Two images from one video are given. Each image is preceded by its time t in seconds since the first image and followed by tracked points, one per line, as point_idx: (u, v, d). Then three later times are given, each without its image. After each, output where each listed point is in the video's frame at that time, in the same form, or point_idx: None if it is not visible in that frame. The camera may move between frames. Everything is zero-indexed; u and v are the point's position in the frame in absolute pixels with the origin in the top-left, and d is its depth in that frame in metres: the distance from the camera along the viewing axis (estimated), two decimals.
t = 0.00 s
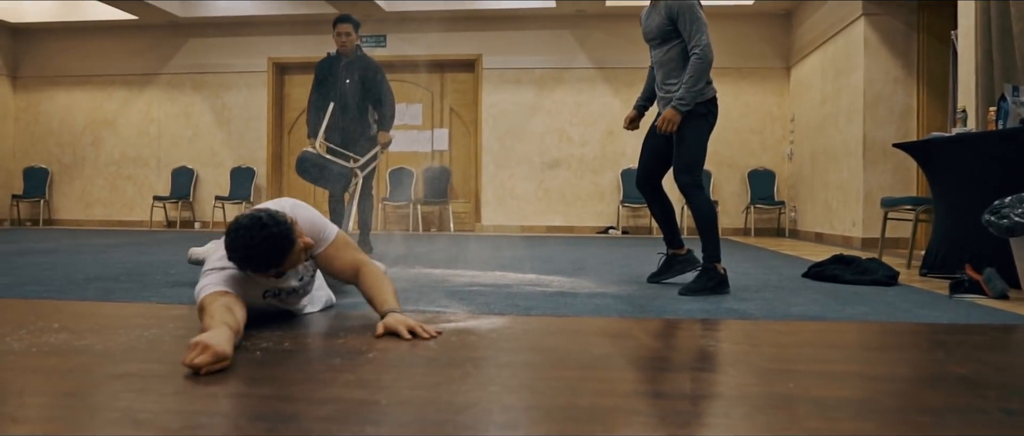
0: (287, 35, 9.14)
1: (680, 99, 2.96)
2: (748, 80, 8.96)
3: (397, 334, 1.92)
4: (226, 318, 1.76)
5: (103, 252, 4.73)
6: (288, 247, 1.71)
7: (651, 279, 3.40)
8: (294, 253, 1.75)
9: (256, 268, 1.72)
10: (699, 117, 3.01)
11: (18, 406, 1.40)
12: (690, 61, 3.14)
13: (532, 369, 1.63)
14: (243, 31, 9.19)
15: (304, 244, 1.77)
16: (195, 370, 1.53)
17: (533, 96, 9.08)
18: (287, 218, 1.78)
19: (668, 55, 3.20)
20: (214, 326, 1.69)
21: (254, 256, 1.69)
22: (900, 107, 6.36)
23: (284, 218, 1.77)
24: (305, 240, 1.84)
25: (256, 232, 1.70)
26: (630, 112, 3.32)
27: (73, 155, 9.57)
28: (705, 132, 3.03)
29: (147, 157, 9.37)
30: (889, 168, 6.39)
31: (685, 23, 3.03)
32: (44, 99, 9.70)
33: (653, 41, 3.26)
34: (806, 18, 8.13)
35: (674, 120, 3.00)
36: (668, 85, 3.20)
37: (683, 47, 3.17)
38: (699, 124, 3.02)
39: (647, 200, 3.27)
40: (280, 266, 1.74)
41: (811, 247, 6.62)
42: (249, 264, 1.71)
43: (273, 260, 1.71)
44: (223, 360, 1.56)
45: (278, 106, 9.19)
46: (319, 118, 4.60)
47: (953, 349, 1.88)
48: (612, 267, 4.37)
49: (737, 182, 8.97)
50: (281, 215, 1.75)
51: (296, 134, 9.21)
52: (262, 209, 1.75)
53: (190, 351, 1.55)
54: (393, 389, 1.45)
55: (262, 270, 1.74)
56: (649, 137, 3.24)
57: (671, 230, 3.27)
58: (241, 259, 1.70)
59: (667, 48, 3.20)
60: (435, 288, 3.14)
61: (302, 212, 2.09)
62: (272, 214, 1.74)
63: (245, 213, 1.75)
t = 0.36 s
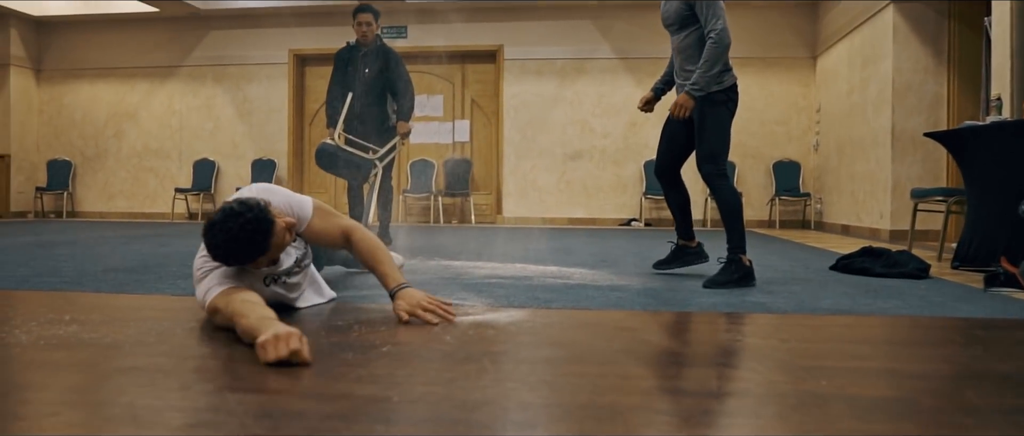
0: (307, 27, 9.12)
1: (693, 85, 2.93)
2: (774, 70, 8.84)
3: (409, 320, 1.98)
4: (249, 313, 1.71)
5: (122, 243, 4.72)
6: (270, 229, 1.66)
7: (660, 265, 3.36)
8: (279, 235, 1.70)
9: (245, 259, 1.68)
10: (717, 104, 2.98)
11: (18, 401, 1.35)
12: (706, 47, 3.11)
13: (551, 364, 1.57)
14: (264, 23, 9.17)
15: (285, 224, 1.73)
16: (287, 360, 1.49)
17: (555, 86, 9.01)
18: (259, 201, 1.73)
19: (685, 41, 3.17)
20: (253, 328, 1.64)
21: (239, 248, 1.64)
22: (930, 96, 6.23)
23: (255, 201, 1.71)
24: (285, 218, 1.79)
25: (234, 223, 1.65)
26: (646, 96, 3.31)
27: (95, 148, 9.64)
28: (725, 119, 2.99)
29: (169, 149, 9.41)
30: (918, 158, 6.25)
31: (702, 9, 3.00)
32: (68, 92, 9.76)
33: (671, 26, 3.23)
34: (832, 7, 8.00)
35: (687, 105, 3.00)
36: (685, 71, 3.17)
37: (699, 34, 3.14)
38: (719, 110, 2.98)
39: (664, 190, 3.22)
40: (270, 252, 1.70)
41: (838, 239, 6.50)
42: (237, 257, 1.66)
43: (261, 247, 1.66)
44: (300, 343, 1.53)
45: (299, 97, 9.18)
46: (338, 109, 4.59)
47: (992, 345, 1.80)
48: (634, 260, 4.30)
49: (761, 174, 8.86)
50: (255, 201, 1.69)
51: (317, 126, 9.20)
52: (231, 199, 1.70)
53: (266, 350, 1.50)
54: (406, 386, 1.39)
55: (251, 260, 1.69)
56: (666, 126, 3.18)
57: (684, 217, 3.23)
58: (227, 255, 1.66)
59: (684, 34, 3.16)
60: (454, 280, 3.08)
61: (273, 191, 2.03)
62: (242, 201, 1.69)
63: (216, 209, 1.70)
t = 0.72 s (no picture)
0: (324, 19, 9.08)
1: (704, 73, 2.90)
2: (796, 61, 8.72)
3: (403, 288, 1.81)
4: (260, 312, 1.65)
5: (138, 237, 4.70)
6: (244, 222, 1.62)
7: (654, 257, 3.39)
8: (253, 226, 1.66)
9: (225, 256, 1.64)
10: (733, 95, 2.94)
11: (14, 397, 1.31)
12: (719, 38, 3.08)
13: (569, 361, 1.51)
14: (281, 16, 9.15)
15: (259, 212, 1.67)
16: (346, 344, 1.48)
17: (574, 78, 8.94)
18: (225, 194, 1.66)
19: (698, 33, 3.15)
20: (279, 326, 1.59)
21: (216, 247, 1.60)
22: (957, 87, 6.12)
23: (220, 194, 1.65)
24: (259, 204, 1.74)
25: (204, 223, 1.59)
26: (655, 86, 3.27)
27: (113, 141, 9.66)
28: (742, 110, 2.95)
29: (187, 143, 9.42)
30: (944, 150, 6.14)
31: None
32: (87, 85, 9.80)
33: (685, 20, 3.21)
34: None
35: (697, 94, 2.96)
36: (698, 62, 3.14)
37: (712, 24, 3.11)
38: (735, 101, 2.94)
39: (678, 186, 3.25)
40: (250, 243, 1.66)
41: (861, 233, 6.40)
42: (216, 256, 1.63)
43: (238, 241, 1.62)
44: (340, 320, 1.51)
45: (316, 91, 9.15)
46: (353, 101, 4.52)
47: None
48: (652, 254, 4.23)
49: (783, 167, 8.75)
50: (222, 196, 1.63)
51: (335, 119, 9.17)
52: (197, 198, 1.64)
53: (315, 345, 1.48)
54: (416, 383, 1.33)
55: (232, 254, 1.64)
56: (684, 120, 3.20)
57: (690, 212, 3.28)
58: (204, 255, 1.62)
59: (697, 26, 3.14)
60: (468, 273, 3.02)
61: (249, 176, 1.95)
62: (208, 198, 1.63)
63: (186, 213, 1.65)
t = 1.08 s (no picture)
0: (342, 7, 9.02)
1: (721, 57, 2.87)
2: (819, 46, 8.58)
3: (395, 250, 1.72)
4: (271, 305, 1.61)
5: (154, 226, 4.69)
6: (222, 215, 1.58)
7: (669, 251, 3.37)
8: (234, 216, 1.61)
9: (214, 253, 1.61)
10: (747, 82, 2.91)
11: (12, 389, 1.27)
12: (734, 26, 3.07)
13: (587, 354, 1.44)
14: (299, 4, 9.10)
15: (239, 200, 1.63)
16: (375, 329, 1.44)
17: (593, 65, 8.85)
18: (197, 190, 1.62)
19: (712, 21, 3.14)
20: (299, 316, 1.55)
21: (202, 246, 1.57)
22: (985, 72, 6.00)
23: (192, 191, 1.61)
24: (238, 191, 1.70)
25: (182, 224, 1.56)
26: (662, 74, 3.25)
27: (134, 132, 9.68)
28: (756, 98, 2.92)
29: (205, 132, 9.44)
30: (972, 136, 6.02)
31: None
32: (106, 75, 9.84)
33: (699, 9, 3.21)
34: None
35: (713, 80, 2.89)
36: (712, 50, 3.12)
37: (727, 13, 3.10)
38: (749, 89, 2.91)
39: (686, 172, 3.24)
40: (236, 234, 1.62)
41: (886, 221, 6.29)
42: (205, 255, 1.60)
43: (221, 236, 1.59)
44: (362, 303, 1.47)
45: (334, 79, 9.11)
46: (369, 89, 4.47)
47: None
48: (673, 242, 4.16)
49: (806, 154, 8.63)
50: (195, 193, 1.59)
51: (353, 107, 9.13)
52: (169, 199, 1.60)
53: (348, 335, 1.45)
54: (427, 376, 1.28)
55: (219, 248, 1.60)
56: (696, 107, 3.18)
57: (702, 200, 3.27)
58: (192, 257, 1.59)
59: (711, 15, 3.13)
60: (485, 262, 2.97)
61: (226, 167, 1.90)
62: (181, 198, 1.59)
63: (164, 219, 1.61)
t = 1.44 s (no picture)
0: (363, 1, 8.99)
1: (744, 48, 2.81)
2: (846, 37, 8.44)
3: (378, 226, 2.02)
4: (280, 298, 1.57)
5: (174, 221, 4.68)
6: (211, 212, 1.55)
7: (693, 245, 3.31)
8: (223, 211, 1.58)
9: (212, 252, 1.58)
10: (765, 74, 2.85)
11: (13, 389, 1.23)
12: (752, 18, 3.03)
13: (606, 354, 1.38)
14: None
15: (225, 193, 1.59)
16: (391, 318, 1.39)
17: (616, 58, 8.77)
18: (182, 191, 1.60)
19: (728, 14, 3.09)
20: (312, 310, 1.50)
21: (196, 247, 1.54)
22: (1018, 62, 5.86)
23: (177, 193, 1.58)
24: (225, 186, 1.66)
25: (172, 229, 1.54)
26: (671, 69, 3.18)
27: (156, 127, 9.74)
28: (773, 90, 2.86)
29: (227, 127, 9.46)
30: (1004, 127, 5.89)
31: None
32: (129, 71, 9.88)
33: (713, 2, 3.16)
34: None
35: (736, 70, 2.83)
36: (729, 42, 3.07)
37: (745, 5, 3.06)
38: (767, 81, 2.86)
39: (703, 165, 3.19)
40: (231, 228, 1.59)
41: (915, 214, 6.17)
42: (204, 255, 1.57)
43: (215, 233, 1.56)
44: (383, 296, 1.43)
45: (355, 74, 9.09)
46: (386, 83, 4.43)
47: None
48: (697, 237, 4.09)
49: (832, 146, 8.51)
50: (180, 196, 1.57)
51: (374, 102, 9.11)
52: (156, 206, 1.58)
53: (366, 328, 1.40)
54: (441, 378, 1.23)
55: (215, 246, 1.57)
56: (708, 99, 3.15)
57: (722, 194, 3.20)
58: (190, 259, 1.56)
59: (726, 7, 3.09)
60: (504, 257, 2.91)
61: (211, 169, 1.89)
62: (167, 203, 1.57)
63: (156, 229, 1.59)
